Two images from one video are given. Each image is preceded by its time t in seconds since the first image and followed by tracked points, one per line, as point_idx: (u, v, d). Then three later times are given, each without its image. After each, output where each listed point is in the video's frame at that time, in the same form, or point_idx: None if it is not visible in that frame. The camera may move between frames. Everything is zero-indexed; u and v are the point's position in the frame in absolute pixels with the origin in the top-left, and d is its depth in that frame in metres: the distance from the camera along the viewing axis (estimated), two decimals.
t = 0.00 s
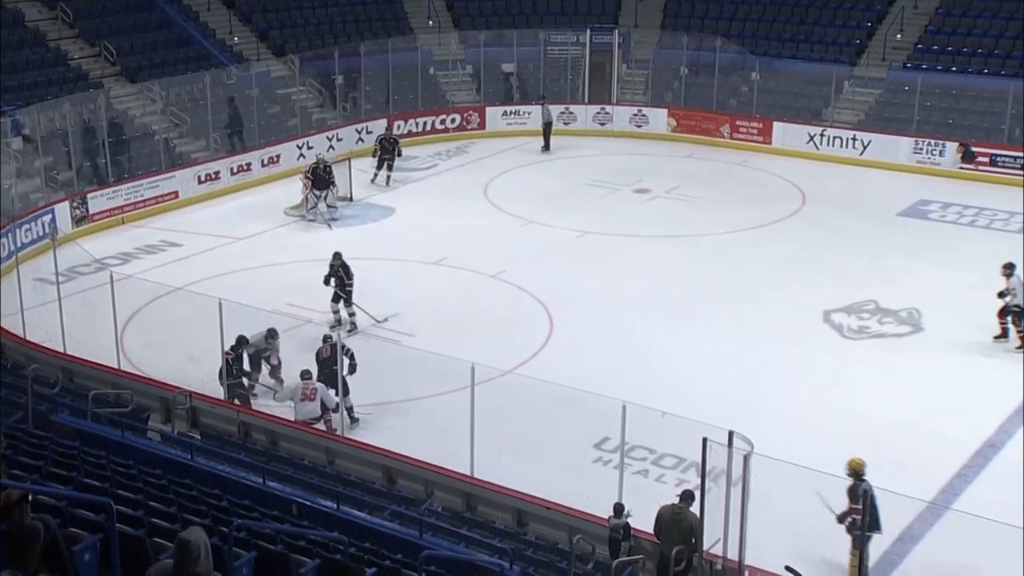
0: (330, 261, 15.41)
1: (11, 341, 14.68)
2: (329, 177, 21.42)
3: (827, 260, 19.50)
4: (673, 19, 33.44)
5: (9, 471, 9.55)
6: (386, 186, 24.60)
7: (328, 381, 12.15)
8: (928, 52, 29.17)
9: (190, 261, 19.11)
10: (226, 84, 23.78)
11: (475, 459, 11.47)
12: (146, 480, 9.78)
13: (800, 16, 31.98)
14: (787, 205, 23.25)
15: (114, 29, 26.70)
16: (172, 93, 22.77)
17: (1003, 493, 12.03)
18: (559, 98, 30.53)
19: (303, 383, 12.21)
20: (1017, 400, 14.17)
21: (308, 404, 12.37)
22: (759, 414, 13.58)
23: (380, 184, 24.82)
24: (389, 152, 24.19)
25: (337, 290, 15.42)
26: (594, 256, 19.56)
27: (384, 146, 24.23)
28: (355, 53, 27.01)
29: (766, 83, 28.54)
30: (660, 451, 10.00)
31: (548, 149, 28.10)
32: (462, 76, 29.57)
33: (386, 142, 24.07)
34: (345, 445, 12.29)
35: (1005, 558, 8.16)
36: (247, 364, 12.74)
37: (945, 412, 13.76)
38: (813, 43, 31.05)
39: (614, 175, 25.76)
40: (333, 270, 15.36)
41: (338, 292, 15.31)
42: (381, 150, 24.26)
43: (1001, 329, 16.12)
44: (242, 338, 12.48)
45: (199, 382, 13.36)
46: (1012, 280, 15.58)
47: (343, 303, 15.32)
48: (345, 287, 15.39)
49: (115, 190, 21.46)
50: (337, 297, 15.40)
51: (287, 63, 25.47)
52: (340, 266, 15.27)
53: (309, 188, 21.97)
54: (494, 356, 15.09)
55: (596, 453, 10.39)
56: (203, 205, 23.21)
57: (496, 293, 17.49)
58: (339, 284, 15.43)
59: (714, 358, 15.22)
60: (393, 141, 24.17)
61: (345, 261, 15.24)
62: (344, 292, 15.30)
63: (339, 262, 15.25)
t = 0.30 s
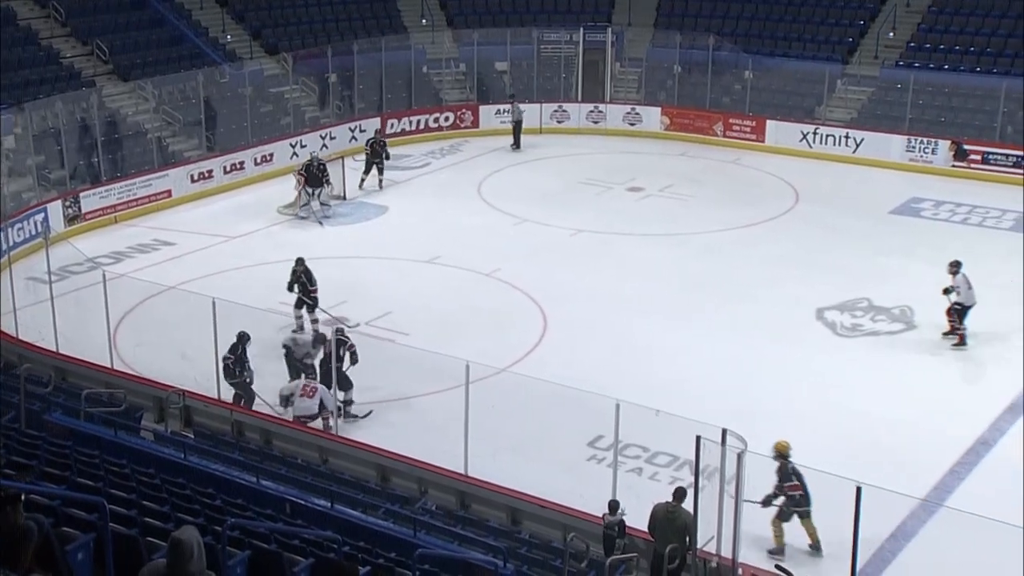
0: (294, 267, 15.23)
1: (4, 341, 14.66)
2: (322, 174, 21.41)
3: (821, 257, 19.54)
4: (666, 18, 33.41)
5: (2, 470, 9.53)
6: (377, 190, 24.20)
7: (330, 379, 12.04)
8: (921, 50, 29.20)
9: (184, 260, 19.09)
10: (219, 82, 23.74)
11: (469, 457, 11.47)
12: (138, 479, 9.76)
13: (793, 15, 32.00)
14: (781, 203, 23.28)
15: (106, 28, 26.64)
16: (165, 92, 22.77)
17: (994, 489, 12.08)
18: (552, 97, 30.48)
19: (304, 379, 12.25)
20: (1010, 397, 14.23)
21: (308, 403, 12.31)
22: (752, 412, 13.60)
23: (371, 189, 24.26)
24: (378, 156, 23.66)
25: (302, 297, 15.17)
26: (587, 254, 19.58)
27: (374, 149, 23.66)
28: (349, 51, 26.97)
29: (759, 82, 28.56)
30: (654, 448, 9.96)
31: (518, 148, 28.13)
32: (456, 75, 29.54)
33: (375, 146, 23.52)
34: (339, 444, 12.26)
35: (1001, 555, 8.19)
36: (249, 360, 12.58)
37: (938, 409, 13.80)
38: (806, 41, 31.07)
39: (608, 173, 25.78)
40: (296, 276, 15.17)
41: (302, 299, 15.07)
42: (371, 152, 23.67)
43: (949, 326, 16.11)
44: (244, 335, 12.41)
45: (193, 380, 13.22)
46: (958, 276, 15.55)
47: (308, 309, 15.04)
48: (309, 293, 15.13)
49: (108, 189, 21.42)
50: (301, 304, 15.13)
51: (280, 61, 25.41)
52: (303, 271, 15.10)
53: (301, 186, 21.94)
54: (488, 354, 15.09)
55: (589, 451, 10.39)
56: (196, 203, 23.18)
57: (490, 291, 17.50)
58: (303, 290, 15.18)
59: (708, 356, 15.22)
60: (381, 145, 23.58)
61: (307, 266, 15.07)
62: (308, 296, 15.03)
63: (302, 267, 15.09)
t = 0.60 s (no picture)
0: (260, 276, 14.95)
1: (2, 340, 14.65)
2: (321, 172, 21.42)
3: (821, 256, 19.55)
4: (664, 17, 33.38)
5: (0, 470, 9.52)
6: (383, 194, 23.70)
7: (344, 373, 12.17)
8: (920, 49, 29.20)
9: (182, 259, 19.08)
10: (217, 81, 23.73)
11: (468, 456, 11.46)
12: (138, 478, 9.75)
13: (791, 14, 32.00)
14: (780, 202, 23.28)
15: (105, 27, 26.62)
16: (163, 91, 22.77)
17: (993, 488, 12.09)
18: (551, 96, 30.48)
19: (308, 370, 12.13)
20: (1008, 395, 14.25)
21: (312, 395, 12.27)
22: (752, 411, 13.59)
23: (376, 193, 23.78)
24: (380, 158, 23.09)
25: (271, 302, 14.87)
26: (586, 253, 19.59)
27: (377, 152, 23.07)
28: (347, 50, 26.95)
29: (758, 80, 28.55)
30: (650, 447, 9.98)
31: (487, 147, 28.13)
32: (454, 74, 29.50)
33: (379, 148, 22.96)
34: (339, 444, 12.27)
35: (997, 554, 8.15)
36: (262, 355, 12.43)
37: (936, 407, 13.81)
38: (805, 40, 31.06)
39: (606, 172, 25.79)
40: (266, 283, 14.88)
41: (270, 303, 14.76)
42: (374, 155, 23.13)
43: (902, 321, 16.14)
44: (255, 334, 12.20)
45: (191, 379, 13.18)
46: (908, 273, 15.64)
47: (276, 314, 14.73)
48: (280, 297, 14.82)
49: (106, 188, 21.40)
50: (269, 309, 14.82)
51: (279, 61, 25.44)
52: (274, 277, 14.84)
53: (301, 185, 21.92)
54: (487, 353, 15.10)
55: (588, 450, 10.41)
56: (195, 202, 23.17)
57: (489, 290, 17.50)
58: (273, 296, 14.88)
59: (707, 355, 15.21)
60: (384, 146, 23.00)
61: (278, 272, 14.84)
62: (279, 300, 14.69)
63: (272, 273, 14.83)
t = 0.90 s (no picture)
0: (246, 291, 14.40)
1: (2, 341, 14.65)
2: (322, 172, 21.39)
3: (822, 256, 19.54)
4: (664, 17, 33.36)
5: None
6: (395, 197, 23.30)
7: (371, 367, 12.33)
8: (919, 49, 29.20)
9: (182, 259, 19.08)
10: (217, 81, 23.73)
11: (468, 456, 11.46)
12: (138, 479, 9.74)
13: (790, 14, 32.01)
14: (780, 202, 23.28)
15: (105, 27, 26.63)
16: (162, 91, 22.75)
17: (993, 488, 12.09)
18: (551, 96, 30.47)
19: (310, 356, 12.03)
20: (1008, 395, 14.25)
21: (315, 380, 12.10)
22: (751, 411, 13.59)
23: (388, 197, 23.42)
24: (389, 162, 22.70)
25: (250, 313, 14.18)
26: (587, 253, 19.59)
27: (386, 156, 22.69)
28: (347, 50, 26.94)
29: (758, 80, 28.54)
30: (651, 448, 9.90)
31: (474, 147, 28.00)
32: (454, 73, 29.50)
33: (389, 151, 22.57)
34: (339, 444, 12.25)
35: (997, 555, 8.12)
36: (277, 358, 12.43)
37: (936, 407, 13.80)
38: (804, 40, 31.06)
39: (606, 172, 25.78)
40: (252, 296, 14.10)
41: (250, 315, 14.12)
42: (383, 159, 22.77)
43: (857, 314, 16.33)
44: (278, 338, 12.20)
45: (191, 379, 13.18)
46: (866, 267, 15.72)
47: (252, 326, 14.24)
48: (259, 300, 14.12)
49: (106, 188, 21.41)
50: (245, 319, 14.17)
51: (279, 61, 25.42)
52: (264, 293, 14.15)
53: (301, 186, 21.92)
54: (487, 352, 15.10)
55: (588, 450, 10.41)
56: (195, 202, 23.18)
57: (489, 290, 17.50)
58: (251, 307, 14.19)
59: (707, 355, 15.21)
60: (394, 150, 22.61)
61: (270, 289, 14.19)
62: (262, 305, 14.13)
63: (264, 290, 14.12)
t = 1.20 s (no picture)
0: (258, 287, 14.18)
1: (2, 341, 14.65)
2: (322, 171, 21.42)
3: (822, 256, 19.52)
4: (663, 17, 33.35)
5: None
6: (406, 201, 22.84)
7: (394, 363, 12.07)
8: (919, 49, 29.21)
9: (182, 259, 19.08)
10: (217, 81, 23.73)
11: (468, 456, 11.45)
12: (137, 478, 9.74)
13: (790, 14, 32.02)
14: (779, 202, 23.28)
15: (105, 27, 26.63)
16: (162, 91, 22.71)
17: (993, 488, 12.09)
18: (551, 96, 30.45)
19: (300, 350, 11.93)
20: (1008, 395, 14.25)
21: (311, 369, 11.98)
22: (752, 411, 13.58)
23: (401, 202, 22.97)
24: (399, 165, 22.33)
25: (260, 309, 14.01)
26: (587, 253, 19.58)
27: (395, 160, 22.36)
28: (347, 50, 26.94)
29: (758, 80, 28.53)
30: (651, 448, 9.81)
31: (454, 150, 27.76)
32: (454, 73, 29.50)
33: (400, 155, 22.17)
34: (339, 444, 12.25)
35: (997, 554, 8.14)
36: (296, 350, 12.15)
37: (936, 407, 13.80)
38: (805, 40, 31.06)
39: (606, 172, 25.77)
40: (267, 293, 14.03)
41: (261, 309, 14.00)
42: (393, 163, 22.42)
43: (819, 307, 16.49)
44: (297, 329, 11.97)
45: (191, 379, 13.18)
46: (827, 259, 15.84)
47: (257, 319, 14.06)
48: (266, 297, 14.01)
49: (106, 188, 21.41)
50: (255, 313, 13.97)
51: (279, 61, 25.42)
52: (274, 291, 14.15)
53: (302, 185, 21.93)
54: (486, 352, 15.09)
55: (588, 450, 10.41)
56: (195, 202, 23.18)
57: (488, 290, 17.50)
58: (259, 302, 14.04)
59: (706, 355, 15.22)
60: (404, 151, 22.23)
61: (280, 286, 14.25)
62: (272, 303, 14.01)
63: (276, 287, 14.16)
